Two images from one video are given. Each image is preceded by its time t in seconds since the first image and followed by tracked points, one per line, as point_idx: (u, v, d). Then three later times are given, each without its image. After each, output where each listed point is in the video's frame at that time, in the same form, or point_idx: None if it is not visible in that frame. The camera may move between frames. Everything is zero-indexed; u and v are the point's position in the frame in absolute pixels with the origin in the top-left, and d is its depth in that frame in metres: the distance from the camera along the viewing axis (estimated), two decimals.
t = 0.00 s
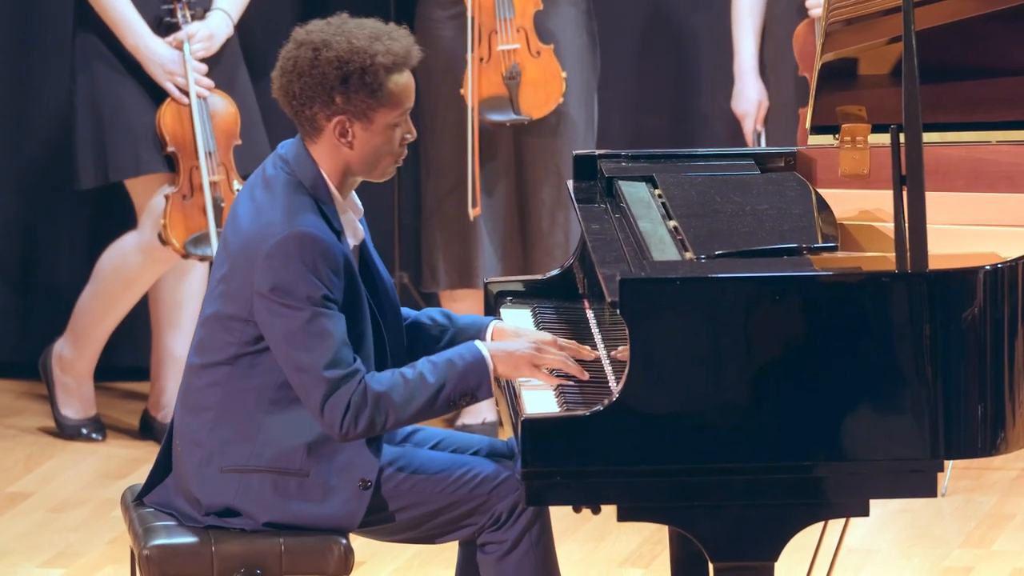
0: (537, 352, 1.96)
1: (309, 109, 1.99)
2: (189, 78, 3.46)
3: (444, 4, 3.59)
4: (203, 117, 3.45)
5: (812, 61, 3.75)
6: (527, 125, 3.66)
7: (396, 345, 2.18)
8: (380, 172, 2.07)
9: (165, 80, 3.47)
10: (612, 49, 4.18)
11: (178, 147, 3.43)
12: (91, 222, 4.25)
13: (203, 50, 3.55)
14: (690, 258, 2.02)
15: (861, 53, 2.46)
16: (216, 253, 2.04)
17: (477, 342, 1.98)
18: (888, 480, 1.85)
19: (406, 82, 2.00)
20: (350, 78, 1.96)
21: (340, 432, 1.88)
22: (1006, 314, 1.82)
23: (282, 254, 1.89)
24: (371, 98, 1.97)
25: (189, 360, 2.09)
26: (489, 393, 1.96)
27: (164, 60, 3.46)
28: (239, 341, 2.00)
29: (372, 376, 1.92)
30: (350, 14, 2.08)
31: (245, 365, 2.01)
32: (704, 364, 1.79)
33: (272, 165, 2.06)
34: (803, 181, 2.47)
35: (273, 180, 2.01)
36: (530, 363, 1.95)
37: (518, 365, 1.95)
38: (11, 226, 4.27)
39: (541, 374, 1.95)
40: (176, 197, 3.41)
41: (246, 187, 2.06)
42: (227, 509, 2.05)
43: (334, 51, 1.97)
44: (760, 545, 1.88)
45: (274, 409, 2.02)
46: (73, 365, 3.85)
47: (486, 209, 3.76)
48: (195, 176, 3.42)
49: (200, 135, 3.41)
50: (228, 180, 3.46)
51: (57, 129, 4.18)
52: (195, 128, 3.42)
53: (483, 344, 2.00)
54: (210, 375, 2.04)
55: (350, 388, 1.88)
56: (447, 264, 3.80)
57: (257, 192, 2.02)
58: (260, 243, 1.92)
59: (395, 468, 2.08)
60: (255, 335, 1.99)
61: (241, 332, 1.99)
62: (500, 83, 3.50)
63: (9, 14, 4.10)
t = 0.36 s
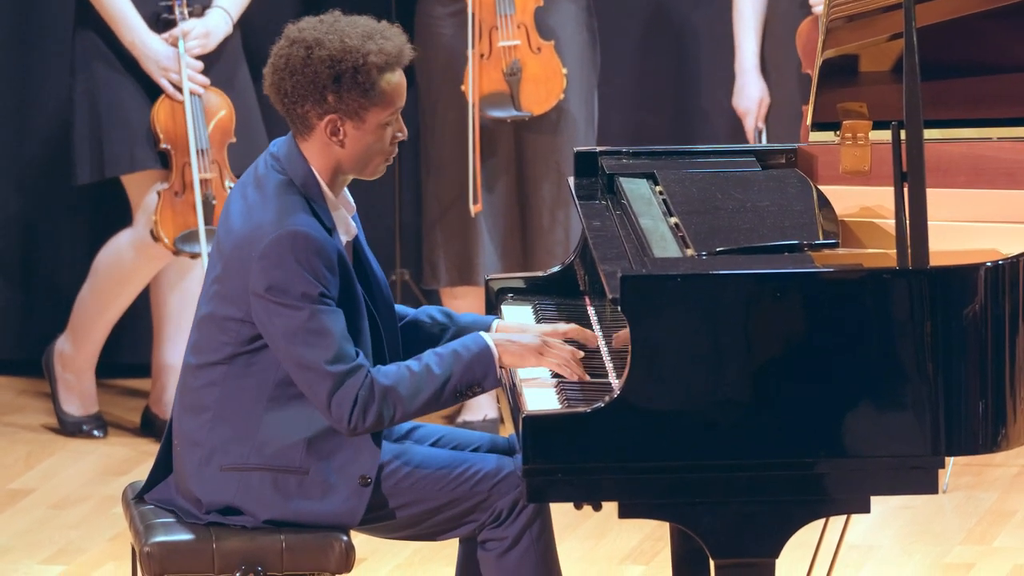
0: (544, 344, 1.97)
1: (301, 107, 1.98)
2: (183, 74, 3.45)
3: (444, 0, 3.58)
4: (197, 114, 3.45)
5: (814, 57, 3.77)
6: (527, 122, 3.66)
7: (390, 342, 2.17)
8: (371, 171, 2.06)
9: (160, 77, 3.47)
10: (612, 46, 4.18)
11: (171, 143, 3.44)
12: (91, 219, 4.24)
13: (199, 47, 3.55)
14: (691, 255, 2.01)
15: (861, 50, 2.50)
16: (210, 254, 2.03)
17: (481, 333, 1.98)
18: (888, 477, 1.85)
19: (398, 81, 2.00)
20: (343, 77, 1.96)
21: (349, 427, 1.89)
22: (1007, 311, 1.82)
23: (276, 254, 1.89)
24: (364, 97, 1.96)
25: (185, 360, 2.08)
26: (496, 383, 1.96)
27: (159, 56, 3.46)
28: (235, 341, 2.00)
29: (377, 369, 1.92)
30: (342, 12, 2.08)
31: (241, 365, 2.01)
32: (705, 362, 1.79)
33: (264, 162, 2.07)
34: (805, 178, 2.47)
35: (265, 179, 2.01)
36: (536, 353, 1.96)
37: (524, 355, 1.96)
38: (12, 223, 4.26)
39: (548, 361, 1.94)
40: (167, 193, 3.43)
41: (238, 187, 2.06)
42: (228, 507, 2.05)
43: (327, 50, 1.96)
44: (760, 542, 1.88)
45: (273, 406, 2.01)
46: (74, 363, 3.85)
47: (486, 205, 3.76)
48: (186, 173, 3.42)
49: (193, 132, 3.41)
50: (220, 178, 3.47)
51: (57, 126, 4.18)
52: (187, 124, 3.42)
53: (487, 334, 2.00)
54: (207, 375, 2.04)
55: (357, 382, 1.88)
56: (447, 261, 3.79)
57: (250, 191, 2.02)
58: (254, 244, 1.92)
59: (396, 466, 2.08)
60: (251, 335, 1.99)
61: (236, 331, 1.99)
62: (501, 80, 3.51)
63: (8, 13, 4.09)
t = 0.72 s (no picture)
0: (539, 347, 1.96)
1: (313, 106, 1.98)
2: (176, 73, 3.44)
3: None
4: (190, 113, 3.45)
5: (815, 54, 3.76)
6: (528, 119, 3.66)
7: (394, 346, 2.17)
8: (378, 174, 2.07)
9: (154, 75, 3.47)
10: (613, 44, 4.18)
11: (164, 141, 3.44)
12: (91, 217, 4.24)
13: (194, 47, 3.55)
14: (692, 252, 2.01)
15: (862, 47, 2.50)
16: (214, 251, 2.04)
17: (476, 337, 1.98)
18: (889, 475, 1.85)
19: (411, 85, 2.00)
20: (356, 78, 1.95)
21: (341, 429, 1.88)
22: (1008, 308, 1.82)
23: (280, 251, 1.89)
24: (375, 99, 1.96)
25: (188, 357, 2.08)
26: (489, 390, 1.96)
27: (154, 55, 3.46)
28: (237, 339, 2.00)
29: (372, 372, 1.92)
30: (358, 12, 2.08)
31: (243, 362, 2.02)
32: (705, 359, 1.79)
33: (271, 160, 2.07)
34: (805, 175, 2.47)
35: (272, 177, 2.02)
36: (532, 356, 1.95)
37: (520, 359, 1.94)
38: (12, 222, 4.26)
39: (545, 363, 1.93)
40: (159, 192, 3.44)
41: (244, 185, 2.06)
42: (228, 505, 2.05)
43: (341, 51, 1.96)
44: (761, 539, 1.88)
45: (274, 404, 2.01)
46: (76, 360, 3.86)
47: (486, 203, 3.76)
48: (178, 172, 3.43)
49: (186, 131, 3.42)
50: (213, 177, 3.49)
51: (56, 125, 4.17)
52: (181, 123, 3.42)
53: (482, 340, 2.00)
54: (209, 372, 2.04)
55: (350, 384, 1.88)
56: (447, 259, 3.79)
57: (256, 189, 2.02)
58: (258, 240, 1.92)
59: (396, 464, 2.08)
60: (254, 332, 1.99)
61: (239, 329, 1.99)
62: (500, 77, 3.51)
63: (8, 12, 4.09)
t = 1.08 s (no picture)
0: (533, 349, 1.96)
1: (328, 104, 1.98)
2: (173, 70, 3.43)
3: None
4: (187, 112, 3.44)
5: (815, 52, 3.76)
6: (527, 116, 3.66)
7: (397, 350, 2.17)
8: (388, 178, 2.06)
9: (150, 72, 3.46)
10: (613, 41, 4.17)
11: (160, 139, 3.42)
12: (91, 216, 4.24)
13: (192, 44, 3.55)
14: (693, 250, 2.01)
15: (863, 45, 2.51)
16: (220, 246, 2.04)
17: (472, 341, 1.97)
18: (890, 473, 1.85)
19: (428, 92, 2.00)
20: (375, 80, 1.95)
21: (330, 428, 1.88)
22: (1009, 305, 1.82)
23: (284, 246, 1.89)
24: (391, 103, 1.96)
25: (191, 352, 2.08)
26: (482, 395, 1.95)
27: (151, 52, 3.45)
28: (241, 335, 2.00)
29: (365, 371, 1.91)
30: (381, 16, 2.08)
31: (246, 359, 2.01)
32: (706, 356, 1.79)
33: (283, 159, 2.08)
34: (806, 173, 2.47)
35: (282, 175, 2.02)
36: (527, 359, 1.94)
37: (516, 364, 1.94)
38: (11, 220, 4.26)
39: (540, 366, 1.93)
40: (154, 189, 3.42)
41: (253, 183, 2.07)
42: (229, 502, 2.05)
43: (362, 51, 1.96)
44: (761, 537, 1.88)
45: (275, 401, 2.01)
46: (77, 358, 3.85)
47: (486, 199, 3.75)
48: (174, 169, 3.41)
49: (182, 130, 3.41)
50: (207, 174, 3.48)
51: (56, 123, 4.17)
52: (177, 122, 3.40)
53: (476, 344, 2.00)
54: (212, 368, 2.04)
55: (341, 383, 1.87)
56: (447, 257, 3.79)
57: (266, 186, 2.03)
58: (264, 235, 1.92)
59: (397, 462, 2.08)
60: (257, 329, 1.99)
61: (243, 324, 1.99)
62: (501, 75, 3.52)
63: (8, 11, 4.09)
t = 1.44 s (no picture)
0: (529, 347, 1.94)
1: (355, 113, 1.98)
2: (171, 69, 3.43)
3: None
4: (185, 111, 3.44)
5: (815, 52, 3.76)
6: (527, 115, 3.66)
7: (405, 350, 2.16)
8: (405, 186, 2.08)
9: (149, 71, 3.46)
10: (613, 40, 4.17)
11: (159, 138, 3.41)
12: (90, 215, 4.24)
13: (190, 42, 3.55)
14: (693, 249, 2.01)
15: (863, 44, 2.53)
16: (234, 242, 2.04)
17: (469, 345, 1.97)
18: (889, 472, 1.85)
19: (453, 106, 2.01)
20: (404, 93, 1.96)
21: (327, 432, 1.88)
22: (1008, 304, 1.81)
23: (299, 247, 1.89)
24: (419, 116, 1.97)
25: (198, 348, 2.08)
26: (479, 399, 1.95)
27: (149, 50, 3.46)
28: (250, 333, 2.00)
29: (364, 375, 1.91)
30: (407, 24, 2.08)
31: (254, 357, 2.01)
32: (705, 355, 1.79)
33: (300, 159, 2.08)
34: (806, 172, 2.47)
35: (299, 175, 2.02)
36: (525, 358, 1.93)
37: (515, 363, 1.93)
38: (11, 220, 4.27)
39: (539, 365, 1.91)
40: (152, 187, 3.41)
41: (269, 181, 2.07)
42: (229, 500, 2.05)
43: (393, 63, 1.96)
44: (761, 536, 1.88)
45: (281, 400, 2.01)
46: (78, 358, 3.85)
47: (487, 198, 3.76)
48: (172, 168, 3.41)
49: (181, 128, 3.40)
50: (206, 173, 3.48)
51: (55, 122, 4.17)
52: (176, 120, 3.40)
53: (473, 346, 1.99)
54: (219, 365, 2.04)
55: (341, 387, 1.87)
56: (447, 256, 3.79)
57: (281, 185, 2.03)
58: (279, 235, 1.92)
59: (397, 461, 2.09)
60: (266, 329, 1.99)
61: (252, 323, 1.99)
62: (500, 73, 3.51)
63: (8, 10, 4.09)
